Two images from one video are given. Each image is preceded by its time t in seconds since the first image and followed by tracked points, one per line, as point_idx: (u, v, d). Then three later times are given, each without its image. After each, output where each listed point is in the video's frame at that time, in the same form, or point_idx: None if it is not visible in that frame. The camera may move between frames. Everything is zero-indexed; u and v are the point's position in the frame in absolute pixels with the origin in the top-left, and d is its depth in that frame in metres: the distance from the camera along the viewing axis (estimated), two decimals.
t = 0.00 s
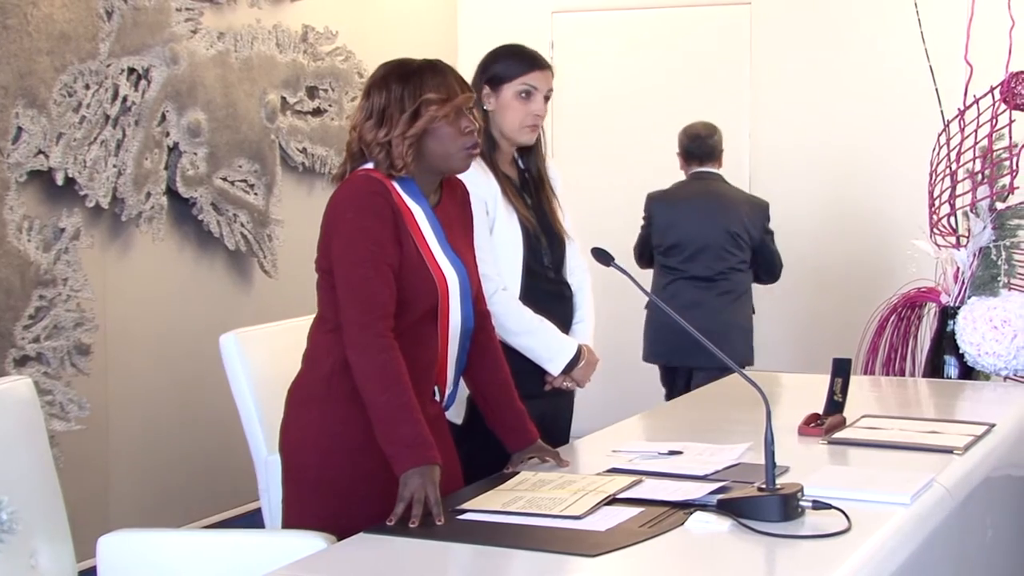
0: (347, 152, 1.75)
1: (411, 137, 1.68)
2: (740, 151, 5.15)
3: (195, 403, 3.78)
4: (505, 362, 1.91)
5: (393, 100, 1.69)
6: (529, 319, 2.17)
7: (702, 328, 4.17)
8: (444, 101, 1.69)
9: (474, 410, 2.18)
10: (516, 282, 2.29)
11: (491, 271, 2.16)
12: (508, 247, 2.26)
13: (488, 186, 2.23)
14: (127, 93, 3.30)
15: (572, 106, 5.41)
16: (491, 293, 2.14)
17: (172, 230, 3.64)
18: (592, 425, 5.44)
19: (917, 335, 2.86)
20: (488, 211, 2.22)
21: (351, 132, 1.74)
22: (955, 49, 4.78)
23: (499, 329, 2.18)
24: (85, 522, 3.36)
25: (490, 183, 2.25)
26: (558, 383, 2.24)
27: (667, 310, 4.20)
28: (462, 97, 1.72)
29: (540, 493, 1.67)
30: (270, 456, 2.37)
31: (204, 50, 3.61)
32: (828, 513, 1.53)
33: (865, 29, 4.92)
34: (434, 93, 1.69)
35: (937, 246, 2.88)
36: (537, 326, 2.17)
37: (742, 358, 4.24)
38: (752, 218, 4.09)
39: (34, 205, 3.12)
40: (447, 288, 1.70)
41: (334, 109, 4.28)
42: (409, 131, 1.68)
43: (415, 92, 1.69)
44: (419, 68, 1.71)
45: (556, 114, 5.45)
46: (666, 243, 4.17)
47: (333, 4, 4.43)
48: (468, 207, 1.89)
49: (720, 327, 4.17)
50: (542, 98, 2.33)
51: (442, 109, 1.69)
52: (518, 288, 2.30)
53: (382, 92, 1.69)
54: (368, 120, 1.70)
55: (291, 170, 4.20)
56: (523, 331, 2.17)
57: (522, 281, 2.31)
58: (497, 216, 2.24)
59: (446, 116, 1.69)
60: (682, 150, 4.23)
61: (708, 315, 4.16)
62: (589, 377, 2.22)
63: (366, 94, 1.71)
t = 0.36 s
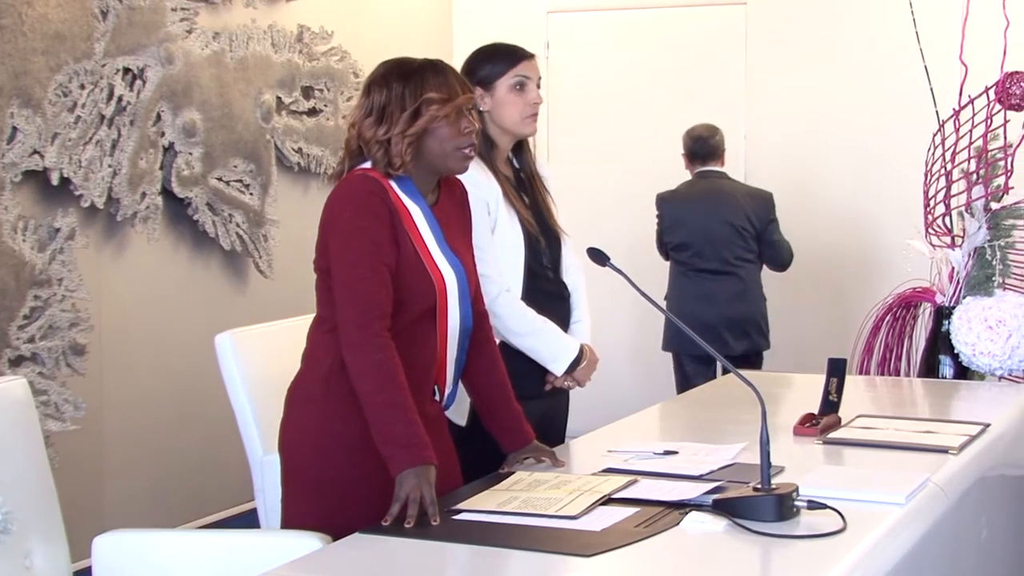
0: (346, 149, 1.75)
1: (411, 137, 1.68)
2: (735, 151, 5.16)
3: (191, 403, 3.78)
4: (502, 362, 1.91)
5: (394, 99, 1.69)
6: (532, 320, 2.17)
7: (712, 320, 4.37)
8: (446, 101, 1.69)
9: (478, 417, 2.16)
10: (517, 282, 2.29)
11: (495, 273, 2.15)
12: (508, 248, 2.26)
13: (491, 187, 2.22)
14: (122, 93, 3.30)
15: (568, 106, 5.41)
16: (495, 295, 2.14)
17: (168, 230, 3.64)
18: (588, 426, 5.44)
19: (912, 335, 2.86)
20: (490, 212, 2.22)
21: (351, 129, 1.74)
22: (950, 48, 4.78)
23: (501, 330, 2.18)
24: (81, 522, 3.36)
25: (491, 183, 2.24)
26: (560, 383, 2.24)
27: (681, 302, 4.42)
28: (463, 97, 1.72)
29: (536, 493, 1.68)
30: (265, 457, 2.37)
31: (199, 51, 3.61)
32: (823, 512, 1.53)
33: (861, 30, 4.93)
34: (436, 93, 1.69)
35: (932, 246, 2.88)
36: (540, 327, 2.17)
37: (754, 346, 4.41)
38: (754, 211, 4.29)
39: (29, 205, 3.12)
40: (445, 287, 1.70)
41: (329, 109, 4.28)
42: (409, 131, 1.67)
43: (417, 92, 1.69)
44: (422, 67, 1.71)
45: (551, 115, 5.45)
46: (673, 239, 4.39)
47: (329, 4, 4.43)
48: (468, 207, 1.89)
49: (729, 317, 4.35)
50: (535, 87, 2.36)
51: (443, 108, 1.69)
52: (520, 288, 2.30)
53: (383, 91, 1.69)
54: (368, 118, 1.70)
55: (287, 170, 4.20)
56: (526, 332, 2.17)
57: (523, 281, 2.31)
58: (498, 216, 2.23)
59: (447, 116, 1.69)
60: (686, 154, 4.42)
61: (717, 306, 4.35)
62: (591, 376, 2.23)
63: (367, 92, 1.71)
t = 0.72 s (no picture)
0: (345, 144, 1.74)
1: (411, 137, 1.67)
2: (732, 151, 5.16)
3: (187, 403, 3.78)
4: (499, 362, 1.91)
5: (396, 97, 1.67)
6: (533, 320, 2.17)
7: (731, 316, 4.67)
8: (448, 103, 1.68)
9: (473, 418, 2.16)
10: (517, 281, 2.29)
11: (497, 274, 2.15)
12: (507, 249, 2.26)
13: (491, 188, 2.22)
14: (118, 93, 3.30)
15: (564, 106, 5.41)
16: (495, 296, 2.14)
17: (163, 230, 3.64)
18: (584, 425, 5.44)
19: (907, 334, 2.87)
20: (489, 212, 2.22)
21: (351, 124, 1.72)
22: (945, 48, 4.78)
23: (502, 331, 2.18)
24: (77, 522, 3.36)
25: (490, 184, 2.24)
26: (558, 383, 2.24)
27: (703, 296, 4.72)
28: (465, 99, 1.71)
29: (532, 492, 1.68)
30: (261, 456, 2.37)
31: (195, 50, 3.61)
32: (818, 511, 1.53)
33: (857, 29, 4.93)
34: (437, 95, 1.68)
35: (927, 245, 2.89)
36: (540, 327, 2.17)
37: (769, 347, 4.69)
38: (781, 217, 4.59)
39: (24, 205, 3.12)
40: (442, 287, 1.70)
41: (325, 109, 4.28)
42: (409, 132, 1.66)
43: (418, 93, 1.67)
44: (424, 68, 1.70)
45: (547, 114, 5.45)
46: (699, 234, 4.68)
47: (324, 3, 4.43)
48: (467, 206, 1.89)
49: (747, 314, 4.65)
50: (529, 86, 2.37)
51: (445, 110, 1.68)
52: (519, 288, 2.30)
53: (385, 89, 1.68)
54: (369, 115, 1.69)
55: (282, 170, 4.20)
56: (527, 333, 2.17)
57: (521, 281, 2.31)
58: (497, 217, 2.24)
59: (449, 119, 1.68)
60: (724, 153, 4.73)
61: (737, 302, 4.65)
62: (588, 376, 2.23)
63: (368, 87, 1.69)
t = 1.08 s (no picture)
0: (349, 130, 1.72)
1: (414, 140, 1.66)
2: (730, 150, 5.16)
3: (186, 401, 3.78)
4: (497, 361, 1.91)
5: (405, 97, 1.65)
6: (529, 320, 2.17)
7: (732, 306, 4.78)
8: (456, 114, 1.67)
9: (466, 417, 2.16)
10: (514, 280, 2.29)
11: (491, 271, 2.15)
12: (504, 248, 2.26)
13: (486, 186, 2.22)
14: (116, 92, 3.30)
15: (563, 105, 5.40)
16: (490, 295, 2.14)
17: (161, 229, 3.63)
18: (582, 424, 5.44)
19: (905, 333, 2.87)
20: (484, 210, 2.22)
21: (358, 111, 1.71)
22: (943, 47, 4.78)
23: (499, 331, 2.18)
24: (75, 521, 3.36)
25: (486, 183, 2.24)
26: (555, 383, 2.24)
27: (705, 285, 4.84)
28: (473, 111, 1.70)
29: (530, 491, 1.68)
30: (259, 456, 2.36)
31: (193, 49, 3.61)
32: (816, 511, 1.53)
33: (855, 28, 4.93)
34: (447, 103, 1.67)
35: (925, 244, 2.89)
36: (536, 326, 2.17)
37: (770, 333, 4.79)
38: (776, 207, 4.67)
39: (22, 204, 3.13)
40: (441, 285, 1.69)
41: (323, 108, 4.28)
42: (413, 134, 1.65)
43: (429, 98, 1.66)
44: (438, 72, 1.68)
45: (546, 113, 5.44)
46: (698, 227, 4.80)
47: (322, 3, 4.43)
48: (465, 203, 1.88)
49: (748, 302, 4.75)
50: (525, 87, 2.37)
51: (452, 120, 1.67)
52: (515, 286, 2.30)
53: (398, 85, 1.66)
54: (376, 109, 1.67)
55: (280, 169, 4.20)
56: (524, 332, 2.17)
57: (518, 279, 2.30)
58: (493, 215, 2.24)
59: (453, 129, 1.67)
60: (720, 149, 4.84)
61: (736, 291, 4.76)
62: (585, 375, 2.24)
63: (382, 80, 1.67)
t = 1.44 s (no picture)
0: (363, 116, 1.70)
1: (420, 152, 1.64)
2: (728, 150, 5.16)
3: (183, 401, 3.78)
4: (495, 362, 1.91)
5: (424, 105, 1.63)
6: (527, 319, 2.17)
7: (738, 299, 4.80)
8: (469, 139, 1.65)
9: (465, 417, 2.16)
10: (511, 280, 2.29)
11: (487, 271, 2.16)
12: (502, 248, 2.26)
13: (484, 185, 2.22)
14: (113, 92, 3.29)
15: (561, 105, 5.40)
16: (488, 295, 2.15)
17: (158, 229, 3.63)
18: (580, 424, 5.44)
19: (903, 333, 2.87)
20: (481, 210, 2.22)
21: (376, 102, 1.69)
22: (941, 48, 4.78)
23: (498, 331, 2.18)
24: (72, 521, 3.35)
25: (483, 182, 2.24)
26: (553, 383, 2.25)
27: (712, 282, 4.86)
28: (487, 142, 1.68)
29: (527, 491, 1.68)
30: (258, 456, 2.37)
31: (191, 49, 3.60)
32: (813, 510, 1.53)
33: (853, 28, 4.93)
34: (462, 127, 1.64)
35: (923, 244, 2.89)
36: (534, 327, 2.18)
37: (774, 325, 4.80)
38: (777, 200, 4.73)
39: (19, 205, 3.12)
40: (438, 288, 1.69)
41: (321, 108, 4.28)
42: (422, 146, 1.64)
43: (447, 116, 1.64)
44: (462, 91, 1.66)
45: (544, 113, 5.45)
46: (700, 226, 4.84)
47: (320, 3, 4.43)
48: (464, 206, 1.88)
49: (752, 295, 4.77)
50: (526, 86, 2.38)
51: (463, 145, 1.65)
52: (513, 284, 2.30)
53: (421, 91, 1.64)
54: (392, 108, 1.65)
55: (278, 169, 4.21)
56: (522, 332, 2.17)
57: (514, 278, 2.30)
58: (490, 215, 2.24)
59: (461, 154, 1.65)
60: (715, 151, 4.91)
61: (745, 285, 4.78)
62: (583, 375, 2.24)
63: (409, 80, 1.65)
